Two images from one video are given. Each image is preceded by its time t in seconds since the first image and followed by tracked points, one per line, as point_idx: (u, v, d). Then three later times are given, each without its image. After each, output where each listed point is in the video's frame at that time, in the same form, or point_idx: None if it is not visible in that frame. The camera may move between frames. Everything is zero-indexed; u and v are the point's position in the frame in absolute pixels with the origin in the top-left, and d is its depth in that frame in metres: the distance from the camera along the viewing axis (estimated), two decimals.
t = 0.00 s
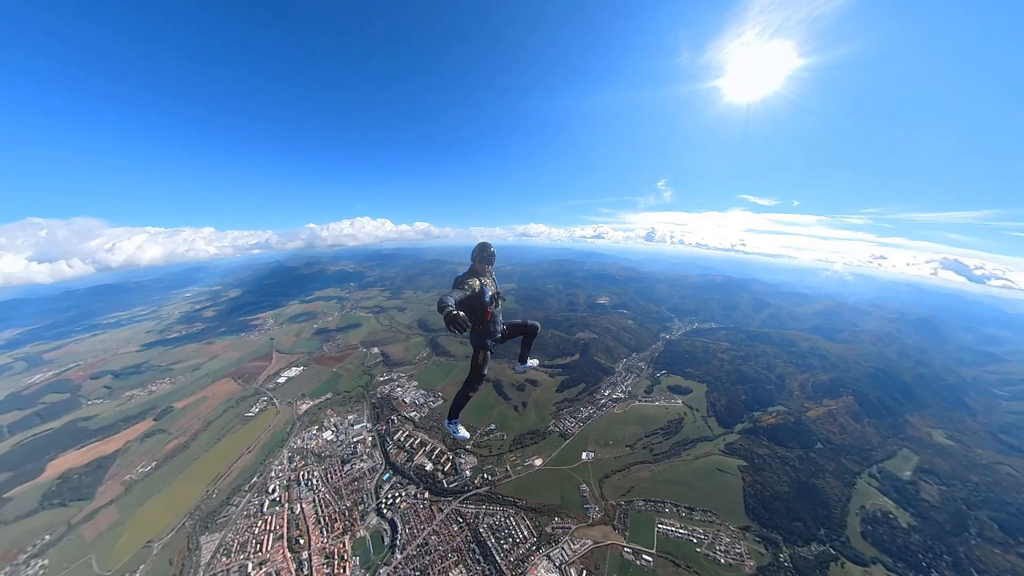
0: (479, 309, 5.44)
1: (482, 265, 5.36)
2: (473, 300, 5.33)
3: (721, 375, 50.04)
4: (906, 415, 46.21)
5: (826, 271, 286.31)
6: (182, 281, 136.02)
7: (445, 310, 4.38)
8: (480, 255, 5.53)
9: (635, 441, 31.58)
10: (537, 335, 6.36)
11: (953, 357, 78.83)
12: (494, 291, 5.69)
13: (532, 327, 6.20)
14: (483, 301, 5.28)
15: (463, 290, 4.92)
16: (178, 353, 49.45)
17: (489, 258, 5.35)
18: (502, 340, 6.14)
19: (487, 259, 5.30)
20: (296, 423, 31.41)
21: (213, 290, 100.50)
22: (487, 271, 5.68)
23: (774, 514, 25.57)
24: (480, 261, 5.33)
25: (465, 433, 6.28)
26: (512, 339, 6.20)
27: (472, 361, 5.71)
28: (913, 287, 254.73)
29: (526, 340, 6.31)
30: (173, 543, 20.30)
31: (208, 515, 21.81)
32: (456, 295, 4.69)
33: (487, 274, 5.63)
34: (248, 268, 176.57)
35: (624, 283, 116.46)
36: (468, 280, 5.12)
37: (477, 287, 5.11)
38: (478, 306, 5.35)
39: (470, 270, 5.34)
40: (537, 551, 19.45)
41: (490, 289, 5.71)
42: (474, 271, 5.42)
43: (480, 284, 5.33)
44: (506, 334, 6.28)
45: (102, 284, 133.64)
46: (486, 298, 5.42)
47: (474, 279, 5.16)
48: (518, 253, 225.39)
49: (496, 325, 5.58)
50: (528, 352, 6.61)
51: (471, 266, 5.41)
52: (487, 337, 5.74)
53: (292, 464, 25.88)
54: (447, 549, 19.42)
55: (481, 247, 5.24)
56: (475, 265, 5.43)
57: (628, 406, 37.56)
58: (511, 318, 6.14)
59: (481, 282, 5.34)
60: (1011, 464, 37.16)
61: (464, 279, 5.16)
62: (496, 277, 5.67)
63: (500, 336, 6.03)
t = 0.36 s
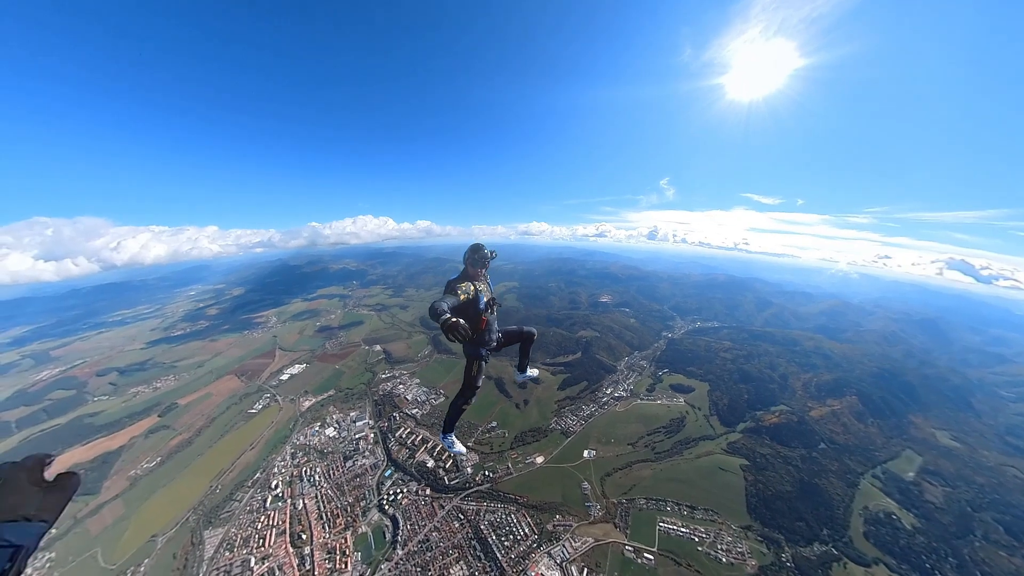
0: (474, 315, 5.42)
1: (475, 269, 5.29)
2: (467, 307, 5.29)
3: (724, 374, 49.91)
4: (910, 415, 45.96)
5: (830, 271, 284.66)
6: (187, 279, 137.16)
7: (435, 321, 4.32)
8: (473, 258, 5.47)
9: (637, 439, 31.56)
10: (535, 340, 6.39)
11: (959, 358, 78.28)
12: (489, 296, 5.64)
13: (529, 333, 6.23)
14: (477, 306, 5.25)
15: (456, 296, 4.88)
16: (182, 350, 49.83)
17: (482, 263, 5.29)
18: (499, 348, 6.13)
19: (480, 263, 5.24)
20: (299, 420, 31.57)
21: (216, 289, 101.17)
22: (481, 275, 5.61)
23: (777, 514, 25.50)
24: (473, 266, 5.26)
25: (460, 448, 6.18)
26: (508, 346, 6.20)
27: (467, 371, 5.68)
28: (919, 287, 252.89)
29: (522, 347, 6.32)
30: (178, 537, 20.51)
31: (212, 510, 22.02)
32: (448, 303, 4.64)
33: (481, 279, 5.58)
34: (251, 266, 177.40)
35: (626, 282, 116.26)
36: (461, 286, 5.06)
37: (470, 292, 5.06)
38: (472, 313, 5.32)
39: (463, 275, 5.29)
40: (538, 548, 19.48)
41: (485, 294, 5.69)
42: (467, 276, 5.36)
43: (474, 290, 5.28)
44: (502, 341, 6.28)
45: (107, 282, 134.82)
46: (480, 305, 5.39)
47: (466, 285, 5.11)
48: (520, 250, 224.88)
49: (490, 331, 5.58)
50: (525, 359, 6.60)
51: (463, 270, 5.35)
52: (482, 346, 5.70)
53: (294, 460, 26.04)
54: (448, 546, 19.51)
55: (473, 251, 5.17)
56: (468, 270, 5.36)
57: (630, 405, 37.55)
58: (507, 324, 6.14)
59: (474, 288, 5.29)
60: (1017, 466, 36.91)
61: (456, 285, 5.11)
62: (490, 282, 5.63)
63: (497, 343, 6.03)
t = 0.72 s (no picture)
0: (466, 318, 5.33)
1: (467, 271, 5.16)
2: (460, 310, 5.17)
3: (724, 372, 49.95)
4: (910, 414, 45.98)
5: (830, 271, 284.58)
6: (187, 278, 137.34)
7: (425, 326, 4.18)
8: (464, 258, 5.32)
9: (638, 437, 31.60)
10: (529, 345, 6.39)
11: (959, 357, 78.27)
12: (480, 299, 5.55)
13: (523, 338, 6.22)
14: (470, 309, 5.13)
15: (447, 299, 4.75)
16: (183, 350, 49.90)
17: (475, 265, 5.16)
18: (491, 352, 6.10)
19: (472, 264, 5.10)
20: (299, 419, 31.59)
21: (216, 288, 101.28)
22: (473, 275, 5.49)
23: (777, 513, 25.51)
24: (464, 267, 5.12)
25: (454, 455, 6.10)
26: (501, 350, 6.18)
27: (459, 376, 5.64)
28: (919, 287, 252.62)
29: (518, 351, 6.28)
30: (178, 535, 20.57)
31: (212, 509, 22.08)
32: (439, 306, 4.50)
33: (473, 281, 5.47)
34: (251, 265, 177.60)
35: (626, 281, 116.32)
36: (452, 288, 4.93)
37: (461, 295, 4.94)
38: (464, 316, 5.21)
39: (454, 277, 5.15)
40: (538, 547, 19.51)
41: (477, 297, 5.57)
42: (458, 278, 5.22)
43: (466, 292, 5.17)
44: (496, 345, 6.26)
45: (107, 281, 135.00)
46: (472, 308, 5.29)
47: (458, 287, 4.98)
48: (520, 249, 224.68)
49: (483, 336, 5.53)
50: (520, 363, 6.55)
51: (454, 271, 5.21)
52: (474, 351, 5.60)
53: (294, 459, 26.11)
54: (448, 544, 19.57)
55: (465, 252, 5.03)
56: (459, 271, 5.22)
57: (630, 403, 37.58)
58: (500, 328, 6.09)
59: (466, 290, 5.17)
60: (1017, 465, 36.92)
61: (448, 287, 4.97)
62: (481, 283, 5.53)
63: (489, 348, 6.01)
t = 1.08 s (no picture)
0: (461, 320, 5.29)
1: (461, 271, 5.09)
2: (454, 312, 5.13)
3: (724, 371, 50.03)
4: (910, 413, 46.06)
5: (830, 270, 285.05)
6: (185, 278, 136.89)
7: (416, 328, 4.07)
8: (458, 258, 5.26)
9: (638, 436, 31.63)
10: (528, 348, 6.35)
11: (958, 356, 78.42)
12: (475, 301, 5.49)
13: (522, 341, 6.20)
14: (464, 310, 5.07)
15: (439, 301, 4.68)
16: (182, 349, 49.78)
17: (469, 265, 5.09)
18: (489, 355, 6.08)
19: (466, 266, 5.03)
20: (298, 418, 31.57)
21: (215, 288, 101.02)
22: (468, 276, 5.42)
23: (778, 512, 25.53)
24: (458, 268, 5.05)
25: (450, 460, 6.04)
26: (498, 353, 6.16)
27: (454, 381, 5.57)
28: (918, 287, 253.15)
29: (516, 354, 6.25)
30: (177, 535, 20.55)
31: (211, 508, 22.07)
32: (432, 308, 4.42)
33: (467, 282, 5.41)
34: (250, 264, 177.25)
35: (626, 280, 116.30)
36: (446, 290, 4.87)
37: (455, 296, 4.87)
38: (458, 317, 5.17)
39: (448, 278, 5.07)
40: (538, 546, 19.55)
41: (471, 299, 5.50)
42: (452, 279, 5.15)
43: (460, 294, 5.11)
44: (493, 348, 6.23)
45: (105, 281, 134.42)
46: (467, 310, 5.24)
47: (452, 288, 4.92)
48: (520, 248, 225.15)
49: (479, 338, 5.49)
50: (519, 367, 6.50)
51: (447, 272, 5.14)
52: (470, 354, 5.55)
53: (294, 458, 26.08)
54: (448, 543, 19.58)
55: (458, 252, 4.95)
56: (452, 273, 5.15)
57: (630, 402, 37.62)
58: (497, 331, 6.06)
59: (460, 291, 5.11)
60: (1017, 464, 37.03)
61: (441, 288, 4.92)
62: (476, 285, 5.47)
63: (486, 350, 6.00)
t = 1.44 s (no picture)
0: (456, 320, 5.28)
1: (454, 271, 5.07)
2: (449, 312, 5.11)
3: (723, 370, 50.10)
4: (910, 412, 46.10)
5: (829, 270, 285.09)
6: (186, 278, 136.83)
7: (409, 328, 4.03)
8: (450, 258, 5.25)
9: (638, 435, 31.66)
10: (527, 349, 6.34)
11: (958, 355, 78.45)
12: (470, 301, 5.48)
13: (521, 342, 6.18)
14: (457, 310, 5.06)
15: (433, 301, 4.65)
16: (181, 349, 49.74)
17: (462, 265, 5.07)
18: (487, 356, 6.06)
19: (459, 265, 5.00)
20: (298, 417, 31.61)
21: (215, 288, 101.01)
22: (461, 276, 5.41)
23: (778, 510, 25.56)
24: (451, 268, 5.03)
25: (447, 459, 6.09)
26: (497, 354, 6.14)
27: (452, 382, 5.58)
28: (918, 286, 253.22)
29: (516, 356, 6.23)
30: (176, 534, 20.51)
31: (211, 507, 22.10)
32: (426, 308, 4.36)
33: (461, 282, 5.39)
34: (250, 264, 177.22)
35: (626, 280, 116.26)
36: (439, 290, 4.84)
37: (449, 296, 4.85)
38: (453, 317, 5.17)
39: (441, 278, 5.05)
40: (539, 545, 19.58)
41: (466, 299, 5.47)
42: (445, 279, 5.14)
43: (454, 294, 5.09)
44: (492, 349, 6.22)
45: (106, 281, 134.43)
46: (461, 311, 5.23)
47: (445, 288, 4.90)
48: (520, 248, 225.25)
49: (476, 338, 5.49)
50: (518, 368, 6.49)
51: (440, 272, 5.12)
52: (466, 355, 5.55)
53: (293, 457, 26.09)
54: (448, 543, 19.59)
55: (451, 252, 4.93)
56: (446, 273, 5.14)
57: (630, 401, 37.66)
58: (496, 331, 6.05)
59: (454, 291, 5.09)
60: (1016, 462, 37.11)
61: (434, 289, 4.91)
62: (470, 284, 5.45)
63: (485, 351, 5.98)
